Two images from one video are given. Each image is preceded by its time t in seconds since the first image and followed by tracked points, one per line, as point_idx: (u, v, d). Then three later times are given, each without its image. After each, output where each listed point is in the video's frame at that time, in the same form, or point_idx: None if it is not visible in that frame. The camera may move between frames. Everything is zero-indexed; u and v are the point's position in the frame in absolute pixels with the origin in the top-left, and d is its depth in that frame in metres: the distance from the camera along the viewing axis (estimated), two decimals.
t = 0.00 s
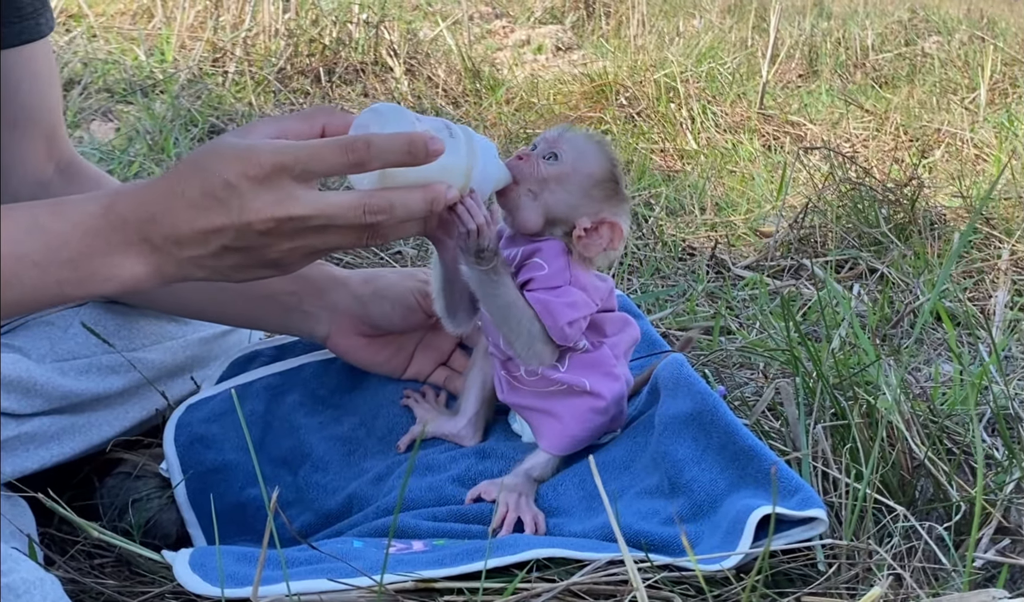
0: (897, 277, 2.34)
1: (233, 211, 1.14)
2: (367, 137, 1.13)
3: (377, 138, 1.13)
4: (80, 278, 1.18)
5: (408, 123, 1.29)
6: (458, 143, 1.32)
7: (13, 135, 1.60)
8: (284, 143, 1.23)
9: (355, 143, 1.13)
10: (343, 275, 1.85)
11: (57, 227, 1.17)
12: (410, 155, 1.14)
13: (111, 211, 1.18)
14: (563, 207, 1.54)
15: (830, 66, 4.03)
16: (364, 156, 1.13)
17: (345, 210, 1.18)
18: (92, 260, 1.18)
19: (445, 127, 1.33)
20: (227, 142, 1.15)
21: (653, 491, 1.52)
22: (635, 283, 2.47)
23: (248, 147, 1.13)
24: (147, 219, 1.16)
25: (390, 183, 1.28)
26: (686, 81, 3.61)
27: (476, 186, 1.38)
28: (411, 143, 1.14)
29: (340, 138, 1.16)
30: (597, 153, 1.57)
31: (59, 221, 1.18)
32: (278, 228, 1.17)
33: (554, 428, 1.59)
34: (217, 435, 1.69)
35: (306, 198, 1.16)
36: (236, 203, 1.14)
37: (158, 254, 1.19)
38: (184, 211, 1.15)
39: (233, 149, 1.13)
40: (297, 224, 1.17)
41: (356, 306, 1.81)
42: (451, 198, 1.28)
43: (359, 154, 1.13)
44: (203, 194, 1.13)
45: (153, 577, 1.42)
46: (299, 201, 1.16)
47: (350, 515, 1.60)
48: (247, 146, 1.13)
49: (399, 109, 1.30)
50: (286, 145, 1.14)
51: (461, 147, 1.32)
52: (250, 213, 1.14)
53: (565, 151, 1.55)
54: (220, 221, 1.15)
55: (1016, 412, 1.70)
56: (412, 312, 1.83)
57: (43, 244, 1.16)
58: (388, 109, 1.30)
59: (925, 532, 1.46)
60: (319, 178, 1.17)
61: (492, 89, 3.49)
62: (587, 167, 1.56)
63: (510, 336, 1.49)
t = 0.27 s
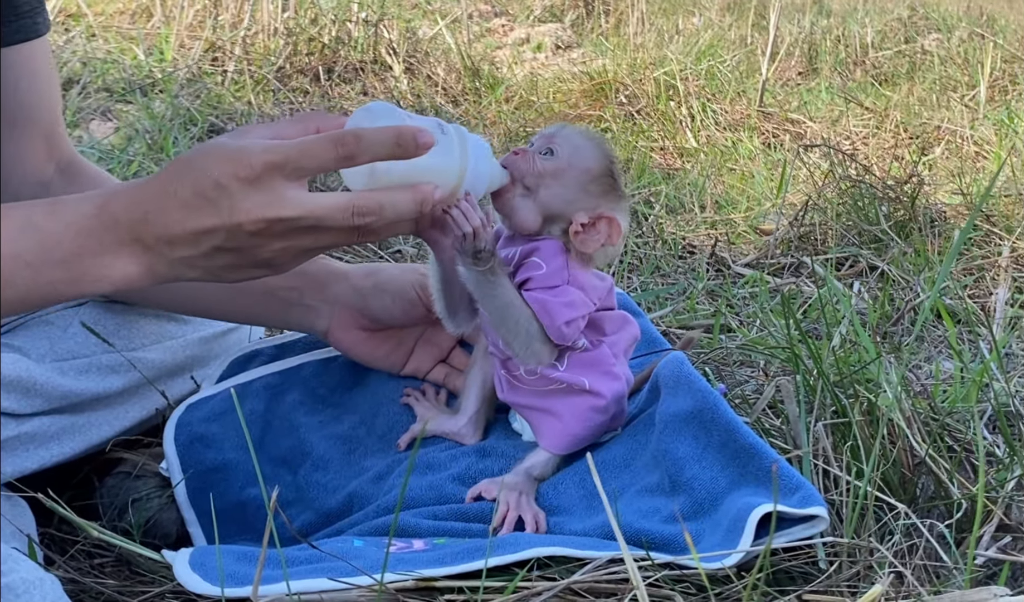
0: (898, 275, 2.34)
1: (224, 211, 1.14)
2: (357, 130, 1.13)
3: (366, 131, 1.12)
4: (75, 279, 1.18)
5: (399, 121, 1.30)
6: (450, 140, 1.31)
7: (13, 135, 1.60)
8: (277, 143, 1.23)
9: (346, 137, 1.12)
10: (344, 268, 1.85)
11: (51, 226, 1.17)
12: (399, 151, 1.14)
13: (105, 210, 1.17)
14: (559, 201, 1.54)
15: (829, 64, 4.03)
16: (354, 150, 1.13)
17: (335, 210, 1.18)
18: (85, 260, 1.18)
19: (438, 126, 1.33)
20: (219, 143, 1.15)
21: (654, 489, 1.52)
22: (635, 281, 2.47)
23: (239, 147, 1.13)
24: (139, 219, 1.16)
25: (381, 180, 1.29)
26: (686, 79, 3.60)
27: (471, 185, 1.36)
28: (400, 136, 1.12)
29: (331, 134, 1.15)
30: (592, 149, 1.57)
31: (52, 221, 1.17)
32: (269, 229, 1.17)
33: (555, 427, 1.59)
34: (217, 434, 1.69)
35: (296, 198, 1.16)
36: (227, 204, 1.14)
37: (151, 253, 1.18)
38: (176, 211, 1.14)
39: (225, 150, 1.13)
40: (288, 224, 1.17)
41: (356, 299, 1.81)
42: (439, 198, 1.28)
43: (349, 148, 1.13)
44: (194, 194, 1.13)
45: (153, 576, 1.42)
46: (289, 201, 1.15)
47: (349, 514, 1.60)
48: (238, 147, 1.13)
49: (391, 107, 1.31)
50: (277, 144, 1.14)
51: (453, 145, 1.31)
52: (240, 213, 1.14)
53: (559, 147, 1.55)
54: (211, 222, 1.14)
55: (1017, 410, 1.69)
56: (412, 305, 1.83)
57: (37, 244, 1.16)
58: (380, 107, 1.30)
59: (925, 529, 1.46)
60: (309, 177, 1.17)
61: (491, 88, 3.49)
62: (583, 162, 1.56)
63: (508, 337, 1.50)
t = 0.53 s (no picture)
0: (897, 273, 2.34)
1: (218, 207, 1.14)
2: (351, 129, 1.13)
3: (361, 129, 1.12)
4: (71, 276, 1.18)
5: (396, 118, 1.31)
6: (445, 137, 1.33)
7: None
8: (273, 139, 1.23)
9: (340, 136, 1.12)
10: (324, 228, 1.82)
11: (46, 222, 1.16)
12: (393, 151, 1.13)
13: (99, 206, 1.17)
14: (557, 200, 1.54)
15: (829, 62, 4.03)
16: (348, 148, 1.13)
17: (327, 209, 1.18)
18: (80, 255, 1.17)
19: (434, 123, 1.34)
20: (214, 140, 1.15)
21: (654, 486, 1.52)
22: (635, 279, 2.47)
23: (234, 144, 1.13)
24: (134, 214, 1.16)
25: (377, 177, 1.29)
26: (685, 76, 3.60)
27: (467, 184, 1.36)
28: (394, 135, 1.12)
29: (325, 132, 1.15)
30: (592, 147, 1.57)
31: (47, 218, 1.16)
32: (263, 225, 1.17)
33: (555, 425, 1.59)
34: (217, 432, 1.69)
35: (289, 196, 1.15)
36: (221, 200, 1.14)
37: (146, 248, 1.19)
38: (171, 206, 1.14)
39: (219, 146, 1.13)
40: (281, 221, 1.17)
41: (325, 263, 1.79)
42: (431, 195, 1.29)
43: (343, 146, 1.13)
44: (189, 189, 1.13)
45: (153, 574, 1.42)
46: (282, 198, 1.15)
47: (349, 512, 1.60)
48: (233, 143, 1.13)
49: (387, 104, 1.31)
50: (271, 141, 1.13)
51: (449, 143, 1.32)
52: (235, 209, 1.14)
53: (560, 145, 1.55)
54: (205, 218, 1.15)
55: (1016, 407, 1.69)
56: (377, 273, 1.80)
57: (32, 239, 1.15)
58: (377, 103, 1.31)
59: (926, 526, 1.46)
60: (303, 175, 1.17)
61: (491, 86, 3.50)
62: (582, 161, 1.56)
63: (505, 338, 1.49)
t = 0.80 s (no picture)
0: (896, 271, 2.34)
1: (215, 208, 1.14)
2: (346, 130, 1.14)
3: (356, 131, 1.13)
4: (71, 275, 1.15)
5: (392, 117, 1.30)
6: (441, 136, 1.32)
7: None
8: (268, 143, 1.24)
9: (334, 137, 1.14)
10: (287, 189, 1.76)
11: (46, 221, 1.13)
12: (388, 151, 1.15)
13: (100, 205, 1.14)
14: (555, 199, 1.54)
15: (828, 60, 4.03)
16: (343, 150, 1.14)
17: (323, 211, 1.18)
18: (81, 255, 1.15)
19: (431, 121, 1.33)
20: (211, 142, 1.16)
21: (653, 484, 1.52)
22: (634, 278, 2.47)
23: (231, 146, 1.14)
24: (134, 213, 1.14)
25: (372, 176, 1.30)
26: (685, 75, 3.60)
27: (464, 182, 1.36)
28: (390, 135, 1.13)
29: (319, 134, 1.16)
30: (589, 146, 1.57)
31: (47, 217, 1.13)
32: (259, 226, 1.17)
33: (554, 423, 1.59)
34: (216, 430, 1.69)
35: (286, 198, 1.16)
36: (219, 201, 1.14)
37: (146, 248, 1.17)
38: (171, 206, 1.13)
39: (216, 148, 1.14)
40: (277, 222, 1.18)
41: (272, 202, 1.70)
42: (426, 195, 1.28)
43: (338, 148, 1.14)
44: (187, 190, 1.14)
45: (152, 572, 1.42)
46: (278, 199, 1.16)
47: (348, 510, 1.60)
48: (229, 145, 1.14)
49: (383, 103, 1.30)
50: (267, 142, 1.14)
51: (446, 142, 1.32)
52: (232, 211, 1.14)
53: (557, 144, 1.55)
54: (203, 218, 1.15)
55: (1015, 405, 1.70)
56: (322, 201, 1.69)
57: (32, 240, 1.12)
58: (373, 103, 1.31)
59: (924, 524, 1.46)
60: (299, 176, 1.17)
61: (490, 85, 3.50)
62: (579, 160, 1.56)
63: (503, 337, 1.49)
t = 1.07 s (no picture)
0: (896, 268, 2.34)
1: (209, 215, 1.11)
2: (337, 139, 1.12)
3: (348, 139, 1.12)
4: (70, 277, 1.13)
5: (385, 121, 1.30)
6: (435, 140, 1.32)
7: None
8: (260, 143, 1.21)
9: (326, 145, 1.12)
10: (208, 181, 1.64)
11: (45, 224, 1.10)
12: (380, 157, 1.14)
13: (97, 207, 1.12)
14: (550, 197, 1.53)
15: (828, 58, 4.02)
16: (335, 158, 1.12)
17: (317, 218, 1.17)
18: (79, 258, 1.12)
19: (424, 124, 1.33)
20: (202, 147, 1.13)
21: (652, 481, 1.52)
22: (634, 274, 2.47)
23: (223, 152, 1.11)
24: (132, 216, 1.11)
25: (368, 181, 1.29)
26: (684, 72, 3.59)
27: (459, 182, 1.37)
28: (382, 142, 1.13)
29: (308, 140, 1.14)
30: (585, 144, 1.57)
31: (45, 220, 1.11)
32: (254, 232, 1.15)
33: (552, 419, 1.58)
34: (214, 427, 1.69)
35: (280, 205, 1.14)
36: (212, 208, 1.11)
37: (143, 252, 1.14)
38: (166, 213, 1.10)
39: (208, 154, 1.10)
40: (272, 229, 1.16)
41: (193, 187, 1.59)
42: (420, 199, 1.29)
43: (330, 157, 1.12)
44: (181, 197, 1.10)
45: (150, 568, 1.41)
46: (273, 207, 1.14)
47: (347, 507, 1.60)
48: (221, 151, 1.11)
49: (376, 106, 1.30)
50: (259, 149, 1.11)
51: (440, 145, 1.32)
52: (226, 217, 1.12)
53: (552, 142, 1.55)
54: (199, 225, 1.12)
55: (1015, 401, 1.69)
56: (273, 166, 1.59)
57: (31, 242, 1.10)
58: (364, 106, 1.30)
59: (924, 520, 1.45)
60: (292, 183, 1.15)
61: (489, 82, 3.50)
62: (575, 158, 1.55)
63: (500, 335, 1.48)
